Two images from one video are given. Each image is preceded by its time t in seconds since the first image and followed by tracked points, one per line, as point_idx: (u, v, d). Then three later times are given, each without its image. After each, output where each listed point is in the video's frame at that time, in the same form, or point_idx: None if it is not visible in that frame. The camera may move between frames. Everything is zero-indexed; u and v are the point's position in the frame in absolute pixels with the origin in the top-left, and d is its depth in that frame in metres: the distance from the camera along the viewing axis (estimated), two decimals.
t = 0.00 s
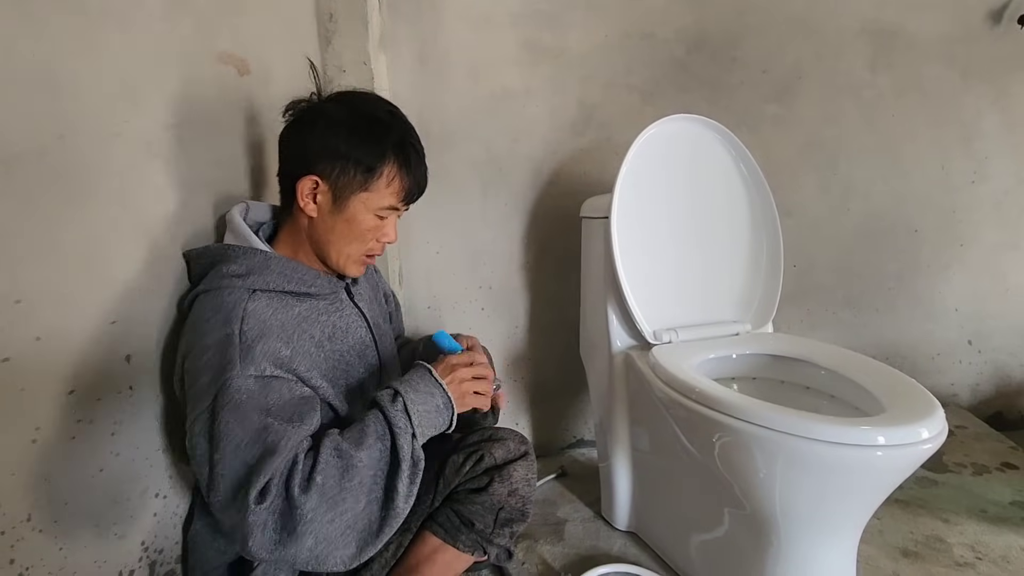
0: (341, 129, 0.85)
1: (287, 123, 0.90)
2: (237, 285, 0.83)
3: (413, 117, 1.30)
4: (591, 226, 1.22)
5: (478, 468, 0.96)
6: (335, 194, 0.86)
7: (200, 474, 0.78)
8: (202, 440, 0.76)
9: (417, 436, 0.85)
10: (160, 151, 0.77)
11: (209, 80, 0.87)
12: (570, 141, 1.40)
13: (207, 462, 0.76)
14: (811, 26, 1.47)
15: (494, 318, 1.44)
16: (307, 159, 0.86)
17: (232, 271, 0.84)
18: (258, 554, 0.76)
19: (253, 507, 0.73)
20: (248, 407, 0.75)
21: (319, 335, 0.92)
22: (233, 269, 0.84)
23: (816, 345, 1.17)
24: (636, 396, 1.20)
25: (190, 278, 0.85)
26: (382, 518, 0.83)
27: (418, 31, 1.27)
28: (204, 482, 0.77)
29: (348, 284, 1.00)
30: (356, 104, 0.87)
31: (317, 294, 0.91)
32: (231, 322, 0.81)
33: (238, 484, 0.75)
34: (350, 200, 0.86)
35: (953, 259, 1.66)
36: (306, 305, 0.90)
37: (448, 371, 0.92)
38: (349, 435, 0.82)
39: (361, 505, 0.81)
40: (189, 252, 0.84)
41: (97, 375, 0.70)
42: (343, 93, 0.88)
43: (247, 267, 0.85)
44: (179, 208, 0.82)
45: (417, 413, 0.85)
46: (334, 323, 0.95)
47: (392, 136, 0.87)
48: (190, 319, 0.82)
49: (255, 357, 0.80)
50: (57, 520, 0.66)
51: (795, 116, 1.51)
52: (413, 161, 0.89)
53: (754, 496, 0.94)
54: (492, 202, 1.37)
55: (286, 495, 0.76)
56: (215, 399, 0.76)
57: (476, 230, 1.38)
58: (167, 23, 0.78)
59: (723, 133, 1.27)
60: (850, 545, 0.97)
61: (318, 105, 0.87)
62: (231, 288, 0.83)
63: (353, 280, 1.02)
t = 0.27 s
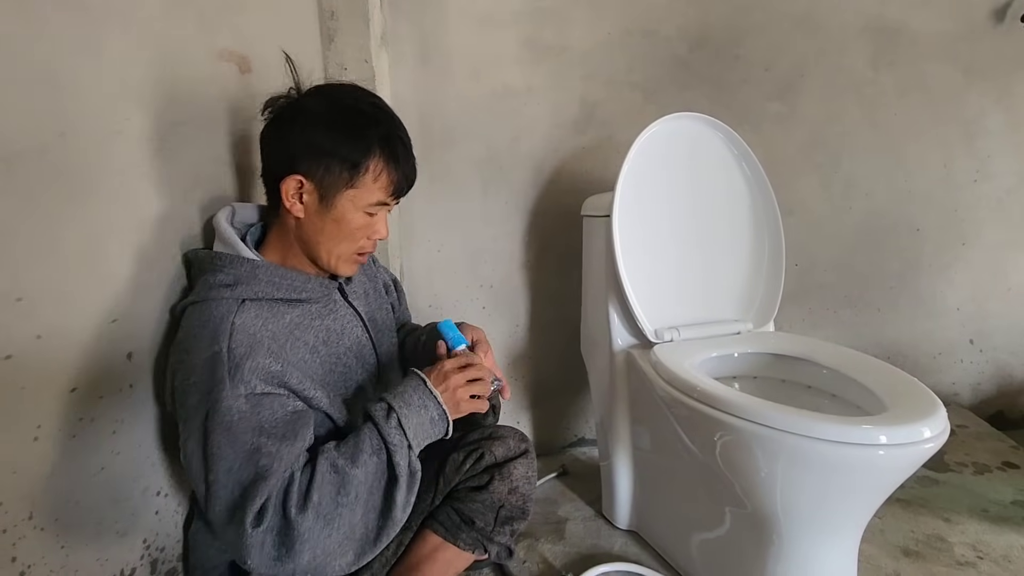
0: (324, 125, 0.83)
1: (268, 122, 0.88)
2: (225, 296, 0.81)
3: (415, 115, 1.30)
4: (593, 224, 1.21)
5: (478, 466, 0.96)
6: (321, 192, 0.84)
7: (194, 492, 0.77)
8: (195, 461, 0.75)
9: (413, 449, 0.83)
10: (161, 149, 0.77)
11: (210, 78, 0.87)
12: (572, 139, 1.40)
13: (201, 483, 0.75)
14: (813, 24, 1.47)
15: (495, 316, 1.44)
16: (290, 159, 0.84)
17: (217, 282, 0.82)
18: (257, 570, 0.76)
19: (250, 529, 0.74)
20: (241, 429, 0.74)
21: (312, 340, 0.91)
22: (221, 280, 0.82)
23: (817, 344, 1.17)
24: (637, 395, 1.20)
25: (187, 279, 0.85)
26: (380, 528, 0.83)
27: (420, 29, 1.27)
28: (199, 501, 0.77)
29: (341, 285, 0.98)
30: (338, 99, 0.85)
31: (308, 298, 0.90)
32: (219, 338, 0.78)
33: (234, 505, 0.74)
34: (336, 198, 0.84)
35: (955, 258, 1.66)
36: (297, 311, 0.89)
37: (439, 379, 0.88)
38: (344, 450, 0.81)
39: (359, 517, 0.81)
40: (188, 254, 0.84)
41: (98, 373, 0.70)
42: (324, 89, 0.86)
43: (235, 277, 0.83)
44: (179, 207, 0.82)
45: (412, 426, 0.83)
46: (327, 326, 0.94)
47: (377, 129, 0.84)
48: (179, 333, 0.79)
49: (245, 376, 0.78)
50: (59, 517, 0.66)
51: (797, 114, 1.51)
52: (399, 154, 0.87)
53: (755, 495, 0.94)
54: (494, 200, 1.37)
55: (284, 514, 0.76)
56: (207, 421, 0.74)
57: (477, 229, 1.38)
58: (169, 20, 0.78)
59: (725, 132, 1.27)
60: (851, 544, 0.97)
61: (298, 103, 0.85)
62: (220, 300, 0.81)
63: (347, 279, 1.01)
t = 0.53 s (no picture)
0: (306, 124, 0.82)
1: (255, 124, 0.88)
2: (222, 300, 0.81)
3: (416, 114, 1.30)
4: (594, 223, 1.22)
5: (478, 463, 0.96)
6: (305, 193, 0.84)
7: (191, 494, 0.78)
8: (190, 465, 0.76)
9: (411, 458, 0.83)
10: (163, 148, 0.77)
11: (212, 77, 0.87)
12: (573, 138, 1.40)
13: (197, 486, 0.77)
14: (815, 23, 1.47)
15: (496, 315, 1.44)
16: (275, 161, 0.84)
17: (213, 286, 0.81)
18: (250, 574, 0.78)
19: (240, 537, 0.75)
20: (233, 438, 0.75)
21: (311, 342, 0.90)
22: (217, 282, 0.82)
23: (818, 343, 1.17)
24: (638, 394, 1.20)
25: (188, 278, 0.84)
26: (375, 535, 0.84)
27: (422, 27, 1.27)
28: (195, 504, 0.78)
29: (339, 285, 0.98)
30: (320, 96, 0.84)
31: (306, 300, 0.90)
32: (214, 344, 0.78)
33: (226, 511, 0.76)
34: (321, 198, 0.84)
35: (956, 258, 1.66)
36: (295, 313, 0.88)
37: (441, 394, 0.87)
38: (341, 458, 0.81)
39: (354, 525, 0.82)
40: (188, 255, 0.84)
41: (100, 372, 0.70)
42: (308, 87, 0.86)
43: (231, 280, 0.82)
44: (180, 206, 0.82)
45: (410, 440, 0.83)
46: (326, 328, 0.93)
47: (359, 125, 0.83)
48: (175, 337, 0.80)
49: (239, 383, 0.76)
50: (62, 516, 0.66)
51: (799, 113, 1.51)
52: (384, 150, 0.85)
53: (756, 494, 0.94)
54: (495, 199, 1.37)
55: (276, 522, 0.76)
56: (201, 428, 0.75)
57: (478, 228, 1.38)
58: (171, 19, 0.78)
59: (726, 131, 1.27)
60: (852, 543, 0.97)
61: (282, 103, 0.84)
62: (215, 303, 0.81)
63: (346, 279, 1.01)
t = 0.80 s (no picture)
0: (296, 124, 0.82)
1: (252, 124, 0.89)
2: (224, 297, 0.81)
3: (418, 113, 1.30)
4: (595, 222, 1.22)
5: (478, 462, 0.96)
6: (297, 195, 0.84)
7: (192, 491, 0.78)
8: (191, 461, 0.76)
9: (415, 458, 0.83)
10: (165, 147, 0.77)
11: (214, 76, 0.87)
12: (574, 137, 1.40)
13: (198, 483, 0.76)
14: (816, 22, 1.47)
15: (497, 314, 1.44)
16: (269, 163, 0.85)
17: (215, 283, 0.82)
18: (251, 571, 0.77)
19: (240, 533, 0.74)
20: (234, 434, 0.75)
21: (312, 341, 0.90)
22: (219, 280, 0.82)
23: (818, 342, 1.17)
24: (639, 392, 1.20)
25: (190, 276, 0.85)
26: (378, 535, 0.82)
27: (423, 27, 1.27)
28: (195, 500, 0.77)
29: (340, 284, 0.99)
30: (310, 96, 0.84)
31: (307, 299, 0.90)
32: (216, 341, 0.78)
33: (226, 507, 0.75)
34: (313, 199, 0.84)
35: (957, 257, 1.65)
36: (296, 312, 0.88)
37: (451, 404, 0.88)
38: (343, 457, 0.80)
39: (359, 528, 0.80)
40: (189, 252, 0.84)
41: (102, 370, 0.70)
42: (300, 86, 0.86)
43: (233, 278, 0.82)
44: (182, 205, 0.82)
45: (416, 442, 0.83)
46: (327, 327, 0.93)
47: (348, 124, 0.83)
48: (178, 334, 0.80)
49: (240, 379, 0.77)
50: (65, 513, 0.66)
51: (800, 113, 1.51)
52: (373, 148, 0.84)
53: (756, 492, 0.94)
54: (496, 198, 1.37)
55: (276, 520, 0.76)
56: (202, 424, 0.75)
57: (479, 227, 1.38)
58: (172, 19, 0.78)
59: (727, 130, 1.27)
60: (853, 542, 0.96)
61: (274, 104, 0.85)
62: (217, 300, 0.81)
63: (346, 278, 1.01)
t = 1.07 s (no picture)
0: (300, 123, 0.82)
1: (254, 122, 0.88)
2: (228, 293, 0.80)
3: (419, 112, 1.30)
4: (596, 221, 1.22)
5: (479, 461, 0.96)
6: (303, 192, 0.84)
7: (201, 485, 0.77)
8: (200, 455, 0.76)
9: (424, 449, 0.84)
10: (167, 146, 0.78)
11: (216, 74, 0.87)
12: (576, 136, 1.40)
13: (208, 476, 0.76)
14: (818, 21, 1.47)
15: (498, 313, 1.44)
16: (273, 161, 0.84)
17: (219, 279, 0.81)
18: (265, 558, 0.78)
19: (255, 522, 0.75)
20: (243, 427, 0.74)
21: (314, 338, 0.91)
22: (223, 276, 0.81)
23: (819, 341, 1.17)
24: (640, 391, 1.20)
25: (191, 273, 0.84)
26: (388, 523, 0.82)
27: (424, 26, 1.27)
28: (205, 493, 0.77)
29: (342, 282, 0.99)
30: (314, 94, 0.84)
31: (310, 296, 0.90)
32: (220, 336, 0.78)
33: (238, 499, 0.75)
34: (318, 197, 0.84)
35: (958, 256, 1.65)
36: (299, 308, 0.89)
37: (461, 400, 0.88)
38: (355, 448, 0.81)
39: (371, 515, 0.81)
40: (190, 250, 0.84)
41: (104, 369, 0.70)
42: (303, 85, 0.86)
43: (237, 274, 0.82)
44: (184, 203, 0.82)
45: (426, 433, 0.84)
46: (329, 324, 0.94)
47: (353, 123, 0.83)
48: (181, 330, 0.79)
49: (247, 372, 0.77)
50: (66, 511, 0.66)
51: (802, 112, 1.51)
52: (378, 147, 0.84)
53: (758, 492, 0.94)
54: (497, 197, 1.37)
55: (291, 509, 0.76)
56: (209, 419, 0.74)
57: (480, 226, 1.38)
58: (174, 18, 0.78)
59: (728, 129, 1.27)
60: (853, 541, 0.96)
61: (277, 103, 0.84)
62: (221, 296, 0.80)
63: (349, 276, 1.01)
